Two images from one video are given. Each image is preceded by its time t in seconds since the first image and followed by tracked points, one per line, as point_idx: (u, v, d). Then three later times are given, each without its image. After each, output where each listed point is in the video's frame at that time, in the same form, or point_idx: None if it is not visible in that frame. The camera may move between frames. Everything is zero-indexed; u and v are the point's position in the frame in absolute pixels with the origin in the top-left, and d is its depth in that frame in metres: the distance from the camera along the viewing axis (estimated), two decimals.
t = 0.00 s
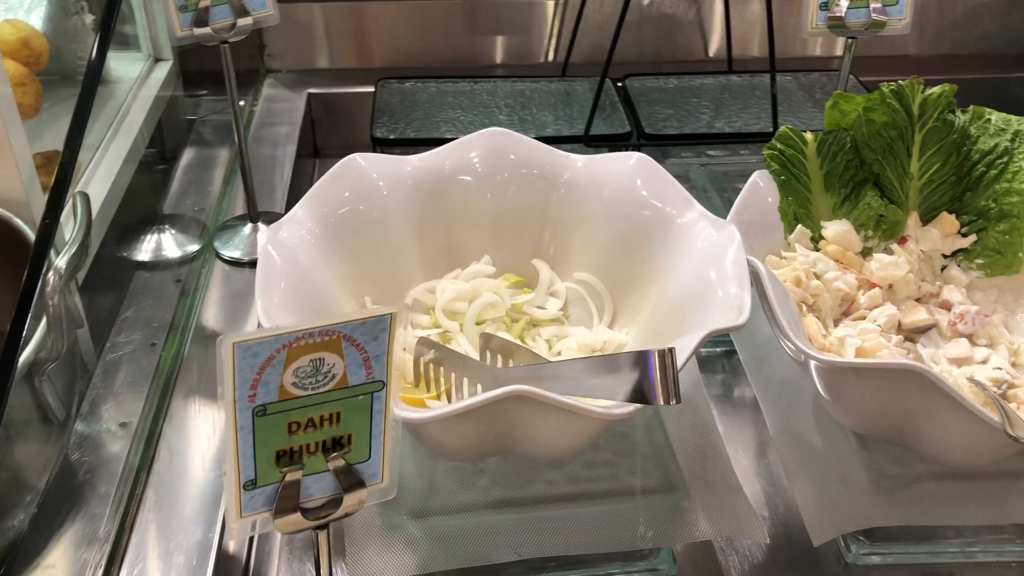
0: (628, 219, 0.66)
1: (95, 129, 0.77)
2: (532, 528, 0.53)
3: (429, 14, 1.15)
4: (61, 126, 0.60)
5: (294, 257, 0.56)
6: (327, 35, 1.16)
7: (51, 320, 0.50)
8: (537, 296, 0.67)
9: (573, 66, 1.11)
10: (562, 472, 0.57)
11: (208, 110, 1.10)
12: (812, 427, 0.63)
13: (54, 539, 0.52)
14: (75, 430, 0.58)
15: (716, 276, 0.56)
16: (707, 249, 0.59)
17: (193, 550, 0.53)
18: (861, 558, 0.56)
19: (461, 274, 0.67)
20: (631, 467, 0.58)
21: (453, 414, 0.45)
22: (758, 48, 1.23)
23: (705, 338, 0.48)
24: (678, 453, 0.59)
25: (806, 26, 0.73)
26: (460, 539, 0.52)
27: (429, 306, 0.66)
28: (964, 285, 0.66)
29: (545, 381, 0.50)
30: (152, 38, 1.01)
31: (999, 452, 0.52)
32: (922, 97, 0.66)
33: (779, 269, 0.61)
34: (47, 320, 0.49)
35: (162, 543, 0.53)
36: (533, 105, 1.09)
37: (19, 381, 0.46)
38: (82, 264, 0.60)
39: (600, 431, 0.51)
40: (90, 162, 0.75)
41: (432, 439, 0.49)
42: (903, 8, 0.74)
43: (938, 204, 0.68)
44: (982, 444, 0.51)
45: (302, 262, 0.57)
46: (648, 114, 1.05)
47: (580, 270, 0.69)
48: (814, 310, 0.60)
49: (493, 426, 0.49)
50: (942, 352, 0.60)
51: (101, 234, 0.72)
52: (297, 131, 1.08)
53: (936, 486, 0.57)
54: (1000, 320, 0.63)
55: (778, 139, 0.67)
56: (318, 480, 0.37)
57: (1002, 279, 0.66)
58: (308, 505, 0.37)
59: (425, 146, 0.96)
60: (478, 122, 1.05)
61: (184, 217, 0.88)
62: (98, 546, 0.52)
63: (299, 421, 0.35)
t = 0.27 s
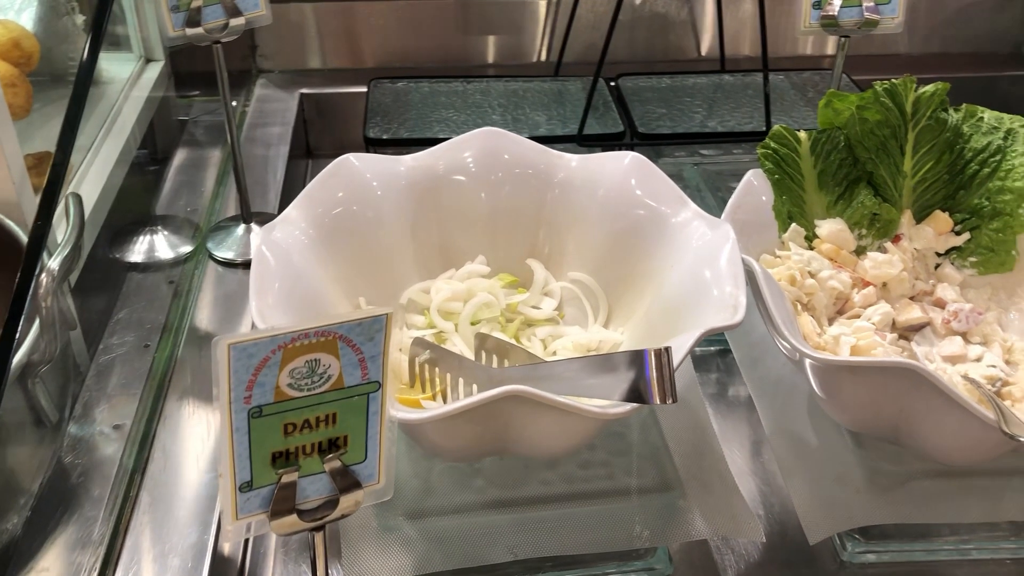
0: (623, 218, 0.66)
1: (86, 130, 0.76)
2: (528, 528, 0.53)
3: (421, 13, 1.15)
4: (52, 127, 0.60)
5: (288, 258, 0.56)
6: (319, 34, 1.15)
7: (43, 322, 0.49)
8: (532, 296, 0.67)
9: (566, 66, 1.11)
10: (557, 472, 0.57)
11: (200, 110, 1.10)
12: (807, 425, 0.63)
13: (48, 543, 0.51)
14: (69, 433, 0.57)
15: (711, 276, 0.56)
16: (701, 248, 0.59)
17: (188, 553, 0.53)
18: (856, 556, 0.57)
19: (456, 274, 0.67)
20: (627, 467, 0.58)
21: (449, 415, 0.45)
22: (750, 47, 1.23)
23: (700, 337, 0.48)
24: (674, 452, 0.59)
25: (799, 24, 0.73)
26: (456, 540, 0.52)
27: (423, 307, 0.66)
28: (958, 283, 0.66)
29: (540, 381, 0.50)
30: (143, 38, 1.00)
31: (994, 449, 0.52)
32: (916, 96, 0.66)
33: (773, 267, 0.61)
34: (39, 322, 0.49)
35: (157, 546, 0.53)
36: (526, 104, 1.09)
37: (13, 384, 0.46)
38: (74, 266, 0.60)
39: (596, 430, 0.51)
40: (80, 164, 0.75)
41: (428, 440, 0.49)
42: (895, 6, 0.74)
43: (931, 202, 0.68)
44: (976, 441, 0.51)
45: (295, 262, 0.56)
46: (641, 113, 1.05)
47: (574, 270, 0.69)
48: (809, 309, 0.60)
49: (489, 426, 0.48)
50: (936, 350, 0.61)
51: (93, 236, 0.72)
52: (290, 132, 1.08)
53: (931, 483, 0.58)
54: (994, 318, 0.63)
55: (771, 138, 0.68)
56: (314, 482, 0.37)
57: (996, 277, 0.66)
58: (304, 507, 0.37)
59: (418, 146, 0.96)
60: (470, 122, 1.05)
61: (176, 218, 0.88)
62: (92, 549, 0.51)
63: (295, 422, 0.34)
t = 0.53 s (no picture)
0: (615, 217, 0.66)
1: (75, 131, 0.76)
2: (521, 528, 0.53)
3: (411, 13, 1.14)
4: (40, 128, 0.60)
5: (279, 258, 0.56)
6: (309, 34, 1.15)
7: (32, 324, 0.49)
8: (525, 295, 0.67)
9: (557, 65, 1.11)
10: (551, 471, 0.57)
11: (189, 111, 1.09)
12: (799, 423, 0.63)
13: (38, 546, 0.51)
14: (59, 436, 0.57)
15: (703, 274, 0.56)
16: (693, 246, 0.59)
17: (180, 555, 0.52)
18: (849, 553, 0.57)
19: (448, 274, 0.67)
20: (620, 465, 0.58)
21: (442, 415, 0.45)
22: (740, 46, 1.23)
23: (692, 335, 0.48)
24: (667, 451, 0.59)
25: (789, 23, 0.73)
26: (449, 540, 0.52)
27: (415, 307, 0.65)
28: (949, 280, 0.66)
29: (534, 380, 0.50)
30: (132, 39, 1.00)
31: (985, 445, 0.52)
32: (906, 93, 0.66)
33: (766, 266, 0.62)
34: (28, 323, 0.49)
35: (148, 548, 0.53)
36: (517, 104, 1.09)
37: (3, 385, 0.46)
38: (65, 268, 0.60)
39: (589, 430, 0.51)
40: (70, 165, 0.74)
41: (421, 440, 0.49)
42: (885, 5, 0.74)
43: (922, 200, 0.69)
44: (968, 437, 0.51)
45: (287, 262, 0.56)
46: (632, 112, 1.05)
47: (567, 269, 0.69)
48: (801, 307, 0.60)
49: (482, 426, 0.48)
50: (927, 347, 0.61)
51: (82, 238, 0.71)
52: (280, 132, 1.07)
53: (923, 480, 0.58)
54: (985, 315, 0.63)
55: (763, 136, 0.68)
56: (307, 483, 0.37)
57: (986, 274, 0.66)
58: (297, 508, 0.37)
59: (409, 146, 0.96)
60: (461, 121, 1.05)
61: (166, 219, 0.87)
62: (83, 553, 0.51)
63: (288, 423, 0.34)
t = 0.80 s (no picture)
0: (609, 217, 0.66)
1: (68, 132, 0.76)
2: (517, 528, 0.53)
3: (406, 13, 1.14)
4: (33, 128, 0.60)
5: (273, 258, 0.56)
6: (303, 35, 1.15)
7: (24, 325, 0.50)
8: (520, 296, 0.67)
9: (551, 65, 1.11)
10: (546, 471, 0.57)
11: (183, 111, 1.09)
12: (794, 422, 0.63)
13: (32, 547, 0.51)
14: (53, 437, 0.57)
15: (698, 274, 0.56)
16: (688, 246, 0.59)
17: (175, 556, 0.52)
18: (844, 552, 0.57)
19: (443, 274, 0.67)
20: (615, 465, 0.58)
21: (437, 415, 0.44)
22: (734, 46, 1.23)
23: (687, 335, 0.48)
24: (662, 450, 0.59)
25: (783, 23, 0.74)
26: (445, 540, 0.52)
27: (410, 307, 0.65)
28: (943, 279, 0.67)
29: (529, 379, 0.50)
30: (125, 39, 0.99)
31: (979, 444, 0.53)
32: (899, 93, 0.67)
33: (760, 265, 0.62)
34: (20, 324, 0.49)
35: (142, 549, 0.53)
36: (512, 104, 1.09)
37: None
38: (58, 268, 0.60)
39: (585, 430, 0.51)
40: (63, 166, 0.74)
41: (417, 440, 0.49)
42: (879, 5, 0.74)
43: (916, 199, 0.69)
44: (962, 436, 0.52)
45: (281, 262, 0.56)
46: (626, 112, 1.05)
47: (561, 269, 0.69)
48: (795, 306, 0.61)
49: (478, 426, 0.48)
50: (921, 346, 0.61)
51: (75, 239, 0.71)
52: (274, 132, 1.07)
53: (918, 479, 0.58)
54: (979, 315, 0.64)
55: (757, 136, 0.68)
56: (302, 484, 0.37)
57: (979, 273, 0.67)
58: (292, 509, 0.37)
59: (404, 146, 0.96)
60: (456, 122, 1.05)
61: (160, 219, 0.87)
62: (78, 554, 0.51)
63: (283, 424, 0.34)
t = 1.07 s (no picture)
0: (604, 218, 0.66)
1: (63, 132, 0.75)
2: (512, 528, 0.53)
3: (400, 14, 1.14)
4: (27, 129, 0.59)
5: (268, 259, 0.55)
6: (298, 35, 1.15)
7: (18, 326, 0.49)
8: (515, 296, 0.67)
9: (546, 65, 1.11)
10: (541, 471, 0.57)
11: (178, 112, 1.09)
12: (788, 421, 0.63)
13: (27, 548, 0.51)
14: (47, 438, 0.57)
15: (692, 274, 0.56)
16: (683, 246, 0.59)
17: (170, 556, 0.52)
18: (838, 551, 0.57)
19: (438, 274, 0.67)
20: (610, 464, 0.58)
21: (432, 415, 0.44)
22: (729, 46, 1.23)
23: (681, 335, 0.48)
24: (657, 450, 0.59)
25: (777, 23, 0.74)
26: (440, 540, 0.52)
27: (405, 307, 0.65)
28: (936, 279, 0.67)
29: (524, 379, 0.50)
30: (119, 39, 0.99)
31: (972, 443, 0.53)
32: (893, 93, 0.67)
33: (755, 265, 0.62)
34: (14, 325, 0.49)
35: (137, 550, 0.53)
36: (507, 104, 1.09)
37: None
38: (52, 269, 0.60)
39: (580, 430, 0.51)
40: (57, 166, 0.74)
41: (412, 440, 0.49)
42: (873, 5, 0.74)
43: (909, 199, 0.69)
44: (955, 434, 0.52)
45: (276, 263, 0.56)
46: (621, 113, 1.05)
47: (556, 269, 0.69)
48: (789, 306, 0.61)
49: (473, 426, 0.48)
50: (915, 345, 0.61)
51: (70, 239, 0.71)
52: (269, 133, 1.07)
53: (912, 478, 0.58)
54: (973, 314, 0.64)
55: (751, 136, 0.68)
56: (297, 484, 0.37)
57: (973, 272, 0.67)
58: (287, 509, 0.37)
59: (399, 146, 0.96)
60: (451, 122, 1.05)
61: (154, 220, 0.87)
62: (73, 555, 0.51)
63: (277, 424, 0.34)
